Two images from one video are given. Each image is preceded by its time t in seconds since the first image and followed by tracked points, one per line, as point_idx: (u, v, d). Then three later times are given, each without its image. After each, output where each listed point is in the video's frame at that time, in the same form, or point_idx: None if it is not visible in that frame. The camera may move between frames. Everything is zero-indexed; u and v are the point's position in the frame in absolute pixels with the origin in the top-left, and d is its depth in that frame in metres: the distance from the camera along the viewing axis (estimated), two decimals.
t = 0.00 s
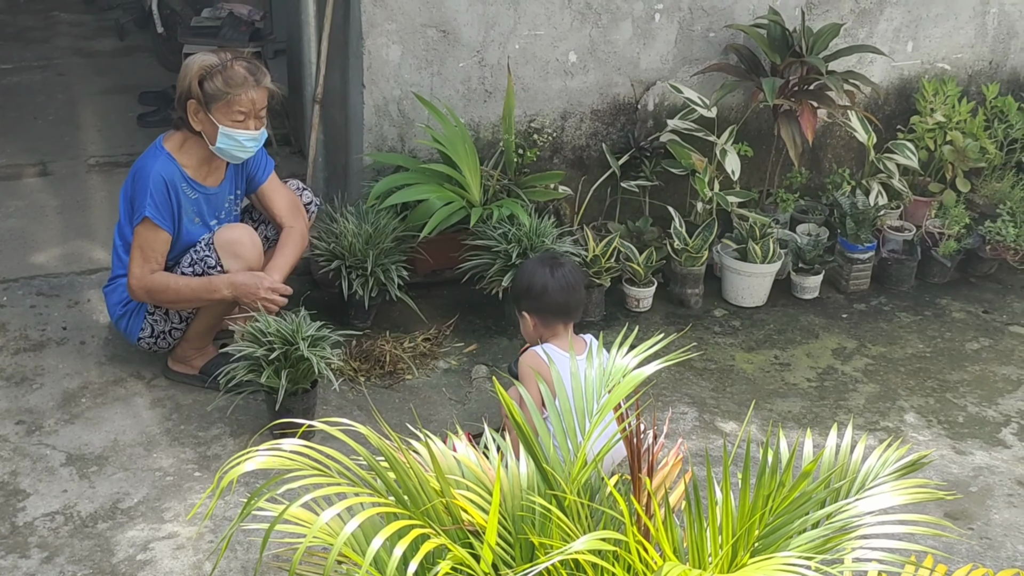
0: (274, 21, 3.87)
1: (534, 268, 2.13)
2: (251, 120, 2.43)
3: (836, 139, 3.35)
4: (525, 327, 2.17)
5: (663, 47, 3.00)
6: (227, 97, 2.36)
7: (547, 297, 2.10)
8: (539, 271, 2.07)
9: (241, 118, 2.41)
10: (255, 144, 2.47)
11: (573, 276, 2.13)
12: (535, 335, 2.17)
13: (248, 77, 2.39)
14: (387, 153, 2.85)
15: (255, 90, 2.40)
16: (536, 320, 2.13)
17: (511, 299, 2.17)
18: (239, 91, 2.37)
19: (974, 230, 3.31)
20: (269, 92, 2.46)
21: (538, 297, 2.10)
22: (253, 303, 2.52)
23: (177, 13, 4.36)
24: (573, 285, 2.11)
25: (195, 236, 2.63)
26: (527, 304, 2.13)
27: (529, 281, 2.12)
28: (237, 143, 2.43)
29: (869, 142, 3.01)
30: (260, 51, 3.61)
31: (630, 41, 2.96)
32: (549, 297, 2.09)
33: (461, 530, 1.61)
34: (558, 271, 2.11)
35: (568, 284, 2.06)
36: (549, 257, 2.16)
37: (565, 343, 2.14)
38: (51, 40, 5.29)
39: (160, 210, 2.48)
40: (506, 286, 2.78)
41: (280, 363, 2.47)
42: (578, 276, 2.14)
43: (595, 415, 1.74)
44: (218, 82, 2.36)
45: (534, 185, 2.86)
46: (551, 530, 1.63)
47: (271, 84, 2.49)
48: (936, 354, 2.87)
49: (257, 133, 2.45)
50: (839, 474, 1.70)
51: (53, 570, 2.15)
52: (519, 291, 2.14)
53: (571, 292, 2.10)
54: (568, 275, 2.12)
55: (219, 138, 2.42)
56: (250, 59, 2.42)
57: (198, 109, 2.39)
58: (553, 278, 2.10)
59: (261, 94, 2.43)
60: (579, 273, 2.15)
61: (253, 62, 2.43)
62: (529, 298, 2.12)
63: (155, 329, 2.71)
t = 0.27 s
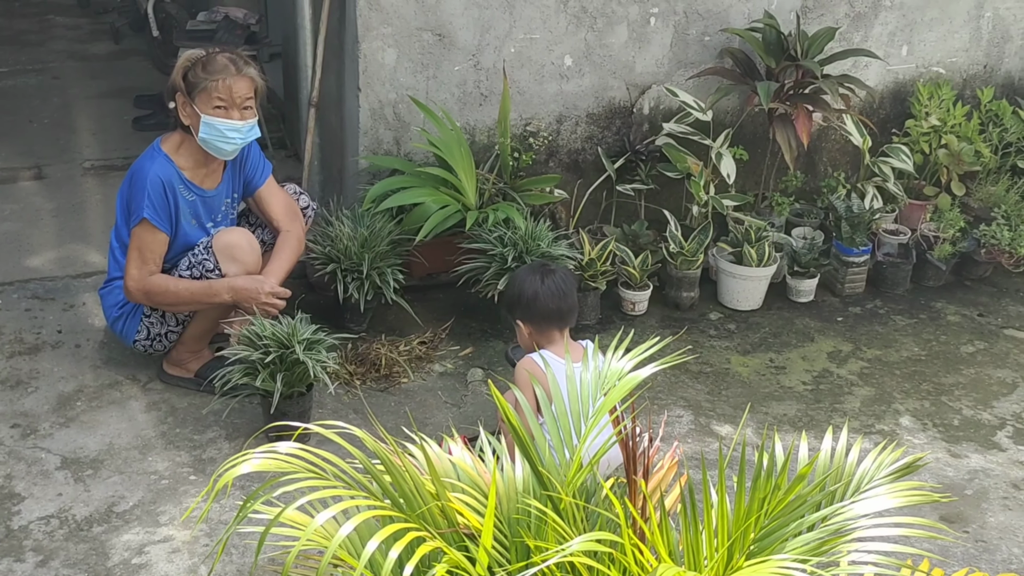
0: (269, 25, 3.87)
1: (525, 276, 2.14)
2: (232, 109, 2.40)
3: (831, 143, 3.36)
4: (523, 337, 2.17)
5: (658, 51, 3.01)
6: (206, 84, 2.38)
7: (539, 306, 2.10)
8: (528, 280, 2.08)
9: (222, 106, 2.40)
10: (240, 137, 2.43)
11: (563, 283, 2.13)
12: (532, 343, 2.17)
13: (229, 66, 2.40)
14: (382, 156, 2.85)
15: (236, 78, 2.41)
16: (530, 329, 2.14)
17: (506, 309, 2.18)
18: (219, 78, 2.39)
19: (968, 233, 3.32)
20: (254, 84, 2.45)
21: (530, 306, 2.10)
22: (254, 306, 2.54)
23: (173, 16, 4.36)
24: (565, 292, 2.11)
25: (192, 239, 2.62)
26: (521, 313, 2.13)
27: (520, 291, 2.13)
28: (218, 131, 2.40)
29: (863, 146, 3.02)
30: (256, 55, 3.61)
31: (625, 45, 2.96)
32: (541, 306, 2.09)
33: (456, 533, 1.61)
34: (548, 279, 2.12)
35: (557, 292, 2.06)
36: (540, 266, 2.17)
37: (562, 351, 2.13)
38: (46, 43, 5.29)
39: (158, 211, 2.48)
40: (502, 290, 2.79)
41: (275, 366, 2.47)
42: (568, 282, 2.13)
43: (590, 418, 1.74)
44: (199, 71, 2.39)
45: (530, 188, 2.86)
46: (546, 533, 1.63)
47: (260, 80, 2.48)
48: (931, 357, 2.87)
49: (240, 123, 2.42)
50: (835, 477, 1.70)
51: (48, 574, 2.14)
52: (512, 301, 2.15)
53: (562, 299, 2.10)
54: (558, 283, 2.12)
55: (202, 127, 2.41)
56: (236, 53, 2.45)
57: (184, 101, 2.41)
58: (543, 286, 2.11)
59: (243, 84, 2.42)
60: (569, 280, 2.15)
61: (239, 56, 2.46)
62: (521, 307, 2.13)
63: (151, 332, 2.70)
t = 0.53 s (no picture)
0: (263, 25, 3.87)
1: (528, 260, 2.13)
2: (220, 99, 2.40)
3: (824, 142, 3.37)
4: (519, 320, 2.18)
5: (652, 50, 3.01)
6: (193, 76, 2.39)
7: (538, 292, 2.10)
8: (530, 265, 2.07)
9: (210, 98, 2.40)
10: (230, 128, 2.42)
11: (565, 272, 2.11)
12: (529, 327, 2.17)
13: (216, 58, 2.42)
14: (376, 156, 2.85)
15: (223, 69, 2.41)
16: (527, 314, 2.14)
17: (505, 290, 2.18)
18: (206, 69, 2.40)
19: (962, 233, 3.33)
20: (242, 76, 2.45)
21: (529, 291, 2.10)
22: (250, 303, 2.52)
23: (167, 16, 4.36)
24: (565, 281, 2.10)
25: (187, 237, 2.61)
26: (520, 297, 2.13)
27: (521, 275, 2.12)
28: (207, 122, 2.39)
29: (857, 146, 3.03)
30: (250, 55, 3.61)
31: (619, 45, 2.97)
32: (539, 292, 2.09)
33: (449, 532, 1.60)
34: (550, 266, 2.11)
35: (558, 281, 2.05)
36: (546, 250, 2.16)
37: (556, 339, 2.14)
38: (39, 43, 5.28)
39: (154, 206, 2.48)
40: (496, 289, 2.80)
41: (269, 366, 2.47)
42: (569, 272, 2.12)
43: (583, 416, 1.74)
44: (186, 64, 2.41)
45: (523, 189, 2.87)
46: (540, 531, 1.63)
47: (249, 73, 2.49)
48: (924, 357, 2.88)
49: (229, 114, 2.41)
50: (828, 475, 1.70)
51: (40, 574, 2.14)
52: (512, 283, 2.15)
53: (562, 289, 2.09)
54: (559, 271, 2.11)
55: (191, 119, 2.40)
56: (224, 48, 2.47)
57: (174, 96, 2.42)
58: (544, 272, 2.10)
59: (231, 73, 2.42)
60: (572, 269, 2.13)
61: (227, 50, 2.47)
62: (521, 291, 2.12)
63: (144, 332, 2.70)
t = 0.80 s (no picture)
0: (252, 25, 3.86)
1: (518, 263, 2.12)
2: (208, 98, 2.39)
3: (814, 141, 3.37)
4: (507, 322, 2.17)
5: (641, 49, 3.01)
6: (181, 74, 2.37)
7: (527, 296, 2.09)
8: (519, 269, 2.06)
9: (198, 96, 2.38)
10: (217, 127, 2.41)
11: (555, 276, 2.10)
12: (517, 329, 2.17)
13: (206, 56, 2.41)
14: (365, 155, 2.84)
15: (212, 67, 2.40)
16: (515, 317, 2.13)
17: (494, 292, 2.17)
18: (195, 67, 2.38)
19: (951, 232, 3.33)
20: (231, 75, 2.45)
21: (518, 295, 2.09)
22: (243, 303, 2.52)
23: (155, 16, 4.34)
24: (554, 285, 2.10)
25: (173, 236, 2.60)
26: (509, 299, 2.12)
27: (510, 278, 2.11)
28: (194, 120, 2.38)
29: (847, 145, 3.02)
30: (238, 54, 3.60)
31: (608, 44, 2.96)
32: (528, 296, 2.08)
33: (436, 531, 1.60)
34: (540, 270, 2.09)
35: (547, 285, 2.04)
36: (538, 253, 2.15)
37: (544, 342, 2.14)
38: (27, 43, 5.26)
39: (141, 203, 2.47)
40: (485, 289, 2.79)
41: (257, 366, 2.45)
42: (560, 276, 2.11)
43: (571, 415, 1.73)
44: (175, 62, 2.40)
45: (513, 188, 2.86)
46: (527, 532, 1.62)
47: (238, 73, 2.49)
48: (914, 355, 2.88)
49: (216, 113, 2.40)
50: (816, 474, 1.69)
51: None
52: (501, 285, 2.14)
53: (551, 293, 2.08)
54: (549, 276, 2.10)
55: (178, 118, 2.38)
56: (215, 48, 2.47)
57: (162, 93, 2.40)
58: (534, 276, 2.09)
59: (220, 73, 2.42)
60: (562, 273, 2.13)
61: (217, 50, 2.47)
62: (510, 294, 2.11)
63: (132, 333, 2.69)
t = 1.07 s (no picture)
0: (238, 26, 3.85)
1: (499, 271, 2.11)
2: (209, 119, 2.39)
3: (802, 139, 3.37)
4: (490, 331, 2.16)
5: (628, 48, 3.01)
6: (186, 94, 2.34)
7: (509, 303, 2.08)
8: (500, 276, 2.06)
9: (199, 115, 2.38)
10: (213, 143, 2.44)
11: (537, 282, 2.10)
12: (501, 337, 2.16)
13: (209, 75, 2.37)
14: (352, 156, 2.84)
15: (215, 88, 2.38)
16: (498, 324, 2.13)
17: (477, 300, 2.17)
18: (199, 88, 2.35)
19: (939, 229, 3.34)
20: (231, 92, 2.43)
21: (501, 302, 2.08)
22: (250, 299, 2.52)
23: (141, 17, 4.33)
24: (536, 292, 2.09)
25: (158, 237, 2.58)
26: (491, 307, 2.12)
27: (492, 286, 2.10)
28: (192, 140, 2.40)
29: (834, 142, 3.04)
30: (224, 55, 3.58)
31: (595, 43, 2.96)
32: (510, 302, 2.08)
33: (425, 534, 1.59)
34: (522, 277, 2.09)
35: (529, 292, 2.04)
36: (517, 262, 2.14)
37: (529, 348, 2.14)
38: (13, 45, 5.23)
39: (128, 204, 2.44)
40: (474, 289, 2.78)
41: (245, 369, 2.44)
42: (541, 283, 2.11)
43: (559, 416, 1.72)
44: (178, 78, 2.34)
45: (501, 188, 2.86)
46: (516, 534, 1.61)
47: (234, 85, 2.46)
48: (903, 352, 2.88)
49: (214, 131, 2.42)
50: (806, 473, 1.69)
51: None
52: (483, 294, 2.13)
53: (533, 300, 2.08)
54: (531, 283, 2.09)
55: (175, 134, 2.39)
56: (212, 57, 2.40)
57: (157, 104, 2.37)
58: (515, 283, 2.08)
59: (222, 94, 2.40)
60: (544, 280, 2.12)
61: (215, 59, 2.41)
62: (492, 302, 2.11)
63: (119, 336, 2.67)
